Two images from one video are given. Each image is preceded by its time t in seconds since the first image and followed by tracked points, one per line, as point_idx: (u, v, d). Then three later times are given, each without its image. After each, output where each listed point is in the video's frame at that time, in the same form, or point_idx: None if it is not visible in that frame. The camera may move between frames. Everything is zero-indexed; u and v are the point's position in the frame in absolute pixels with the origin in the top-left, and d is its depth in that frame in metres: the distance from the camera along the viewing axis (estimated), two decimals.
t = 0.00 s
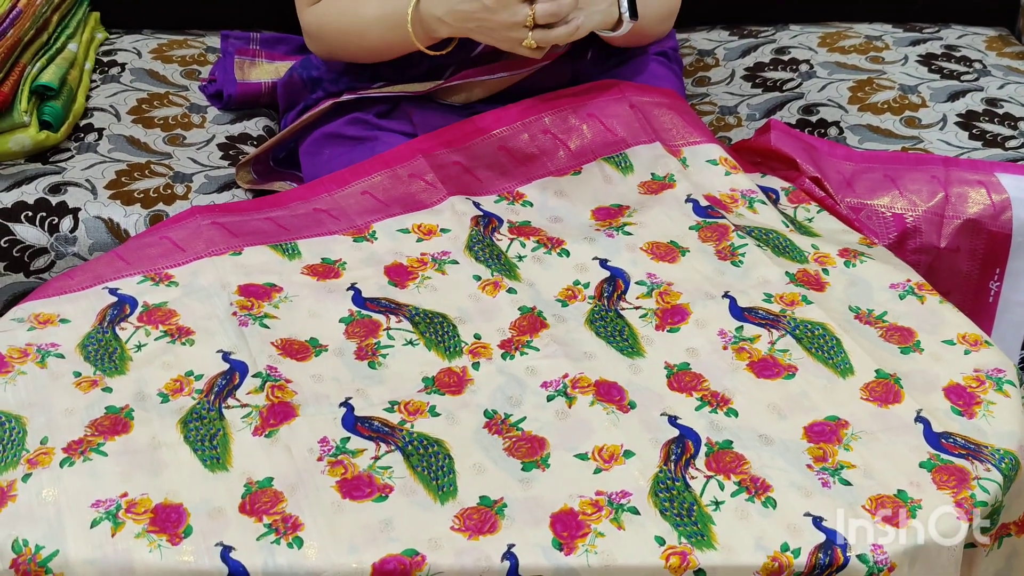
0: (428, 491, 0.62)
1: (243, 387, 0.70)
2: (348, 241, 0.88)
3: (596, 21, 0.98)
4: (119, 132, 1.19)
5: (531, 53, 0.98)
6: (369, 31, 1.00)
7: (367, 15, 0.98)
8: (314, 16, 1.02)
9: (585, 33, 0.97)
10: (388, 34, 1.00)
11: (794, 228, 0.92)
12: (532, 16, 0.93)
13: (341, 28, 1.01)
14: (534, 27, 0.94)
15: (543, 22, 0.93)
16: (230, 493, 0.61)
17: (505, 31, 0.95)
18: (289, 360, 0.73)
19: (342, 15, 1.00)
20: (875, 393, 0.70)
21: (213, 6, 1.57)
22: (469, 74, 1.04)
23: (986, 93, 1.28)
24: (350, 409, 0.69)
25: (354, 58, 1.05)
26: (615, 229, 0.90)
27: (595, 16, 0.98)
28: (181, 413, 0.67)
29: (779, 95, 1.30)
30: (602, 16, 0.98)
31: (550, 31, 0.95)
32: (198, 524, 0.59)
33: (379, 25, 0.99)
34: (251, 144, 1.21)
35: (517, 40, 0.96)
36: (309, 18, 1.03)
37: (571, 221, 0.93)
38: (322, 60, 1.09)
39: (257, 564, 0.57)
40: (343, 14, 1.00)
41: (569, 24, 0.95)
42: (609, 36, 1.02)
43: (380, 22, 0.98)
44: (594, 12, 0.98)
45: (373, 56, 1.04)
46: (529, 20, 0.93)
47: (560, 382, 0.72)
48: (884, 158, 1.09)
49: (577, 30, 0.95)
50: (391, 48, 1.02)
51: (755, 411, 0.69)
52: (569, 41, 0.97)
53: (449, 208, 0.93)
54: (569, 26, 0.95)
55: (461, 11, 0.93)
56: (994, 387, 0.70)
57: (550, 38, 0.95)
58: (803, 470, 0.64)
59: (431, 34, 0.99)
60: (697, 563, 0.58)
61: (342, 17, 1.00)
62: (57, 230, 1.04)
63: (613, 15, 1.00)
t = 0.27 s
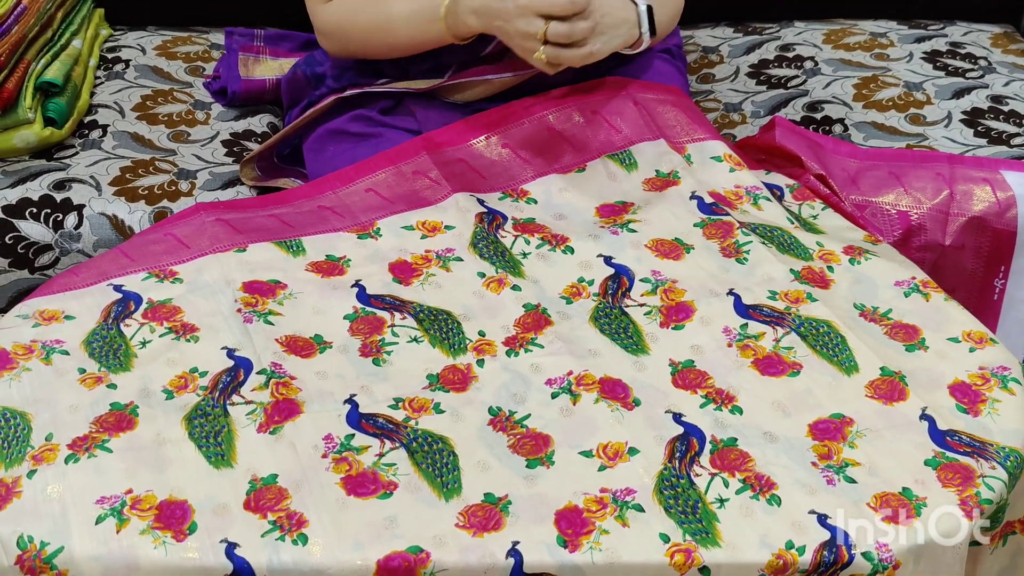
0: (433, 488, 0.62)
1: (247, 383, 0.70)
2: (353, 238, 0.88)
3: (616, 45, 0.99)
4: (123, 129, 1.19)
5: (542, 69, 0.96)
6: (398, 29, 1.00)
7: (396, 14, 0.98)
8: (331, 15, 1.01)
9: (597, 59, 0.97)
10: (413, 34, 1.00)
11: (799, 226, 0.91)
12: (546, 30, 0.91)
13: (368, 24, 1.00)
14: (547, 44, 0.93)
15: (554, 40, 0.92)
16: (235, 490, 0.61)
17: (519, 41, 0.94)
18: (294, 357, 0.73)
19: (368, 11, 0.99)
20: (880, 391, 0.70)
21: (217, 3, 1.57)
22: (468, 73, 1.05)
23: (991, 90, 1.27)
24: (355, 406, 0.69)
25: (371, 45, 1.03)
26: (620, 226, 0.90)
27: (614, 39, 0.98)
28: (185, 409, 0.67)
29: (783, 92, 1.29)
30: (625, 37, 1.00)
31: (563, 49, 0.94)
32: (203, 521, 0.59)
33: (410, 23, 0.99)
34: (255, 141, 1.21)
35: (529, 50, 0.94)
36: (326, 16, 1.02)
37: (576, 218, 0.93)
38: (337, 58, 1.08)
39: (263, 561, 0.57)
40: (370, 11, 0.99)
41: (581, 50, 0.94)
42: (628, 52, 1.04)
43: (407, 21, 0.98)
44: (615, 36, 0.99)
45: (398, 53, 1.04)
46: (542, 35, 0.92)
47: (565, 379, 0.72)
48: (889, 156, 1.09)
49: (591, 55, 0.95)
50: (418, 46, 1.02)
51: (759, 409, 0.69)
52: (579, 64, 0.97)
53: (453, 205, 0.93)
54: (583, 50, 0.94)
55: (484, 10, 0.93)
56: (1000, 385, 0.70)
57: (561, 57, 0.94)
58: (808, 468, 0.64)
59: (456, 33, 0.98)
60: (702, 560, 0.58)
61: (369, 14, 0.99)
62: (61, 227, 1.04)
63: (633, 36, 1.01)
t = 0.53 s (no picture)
0: (437, 487, 0.62)
1: (252, 383, 0.70)
2: (357, 237, 0.88)
3: None
4: (127, 128, 1.20)
5: None
6: None
7: None
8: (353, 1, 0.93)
9: None
10: None
11: (802, 226, 0.91)
12: None
13: None
14: None
15: None
16: (239, 489, 0.61)
17: None
18: (298, 356, 0.73)
19: None
20: (883, 391, 0.70)
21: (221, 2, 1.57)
22: (477, 71, 1.05)
23: (995, 89, 1.27)
24: (358, 405, 0.69)
25: (408, 18, 0.94)
26: (624, 226, 0.90)
27: None
28: (190, 409, 0.67)
29: (787, 92, 1.29)
30: None
31: None
32: (208, 520, 0.59)
33: None
34: (259, 140, 1.21)
35: None
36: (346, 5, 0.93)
37: (580, 217, 0.93)
38: (357, 55, 0.99)
39: (268, 560, 0.57)
40: None
41: None
42: None
43: None
44: None
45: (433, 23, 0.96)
46: None
47: (569, 379, 0.72)
48: (892, 155, 1.09)
49: None
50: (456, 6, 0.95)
51: (763, 409, 0.69)
52: None
53: (457, 204, 0.93)
54: None
55: None
56: (1003, 385, 0.70)
57: None
58: (811, 468, 0.64)
59: None
60: (705, 560, 0.58)
61: None
62: (66, 225, 1.04)
63: None
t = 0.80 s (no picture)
0: (438, 485, 0.62)
1: (254, 380, 0.70)
2: (358, 235, 0.88)
3: (656, 24, 1.00)
4: (129, 126, 1.20)
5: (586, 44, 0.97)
6: (424, 16, 0.96)
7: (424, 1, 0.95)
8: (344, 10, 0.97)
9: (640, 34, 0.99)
10: (442, 23, 0.96)
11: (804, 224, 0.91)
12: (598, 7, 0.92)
13: (387, 14, 0.96)
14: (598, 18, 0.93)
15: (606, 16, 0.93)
16: (241, 486, 0.61)
17: (568, 17, 0.93)
18: (300, 353, 0.73)
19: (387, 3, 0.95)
20: (885, 389, 0.70)
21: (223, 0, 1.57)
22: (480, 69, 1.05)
23: (997, 87, 1.27)
24: (360, 402, 0.69)
25: (393, 39, 0.99)
26: (625, 224, 0.90)
27: (658, 20, 0.99)
28: (192, 406, 0.68)
29: (789, 90, 1.29)
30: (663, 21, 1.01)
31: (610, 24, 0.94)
32: (210, 517, 0.59)
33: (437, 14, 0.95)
34: (261, 138, 1.22)
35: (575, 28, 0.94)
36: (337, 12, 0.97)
37: (581, 216, 0.93)
38: (344, 56, 1.04)
39: (270, 557, 0.57)
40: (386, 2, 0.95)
41: (632, 24, 0.96)
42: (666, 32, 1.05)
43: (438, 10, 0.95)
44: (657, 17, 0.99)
45: (418, 45, 1.00)
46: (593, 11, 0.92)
47: (570, 377, 0.72)
48: (894, 153, 1.09)
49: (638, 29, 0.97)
50: (440, 37, 0.98)
51: (764, 406, 0.69)
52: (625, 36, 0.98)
53: (459, 202, 0.93)
54: (631, 24, 0.96)
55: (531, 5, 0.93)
56: (1005, 382, 0.70)
57: (611, 30, 0.95)
58: (813, 466, 0.64)
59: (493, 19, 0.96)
60: (707, 557, 0.58)
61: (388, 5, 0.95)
62: (68, 223, 1.04)
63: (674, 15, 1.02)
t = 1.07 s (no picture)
0: (442, 485, 0.62)
1: (257, 380, 0.70)
2: (362, 235, 0.88)
3: (582, 75, 0.98)
4: (133, 126, 1.20)
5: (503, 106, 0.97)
6: (370, 46, 1.02)
7: (371, 32, 1.00)
8: (326, 14, 1.04)
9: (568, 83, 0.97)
10: (385, 54, 1.01)
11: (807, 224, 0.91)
12: (502, 91, 0.93)
13: (347, 35, 1.03)
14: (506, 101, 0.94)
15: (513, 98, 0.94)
16: (245, 486, 0.61)
17: (478, 83, 0.94)
18: (303, 353, 0.73)
19: (348, 26, 1.02)
20: (888, 389, 0.70)
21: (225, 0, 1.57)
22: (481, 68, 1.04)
23: (1000, 87, 1.27)
24: (364, 402, 0.69)
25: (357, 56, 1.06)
26: (628, 224, 0.90)
27: (580, 70, 0.97)
28: (196, 406, 0.68)
29: (792, 90, 1.29)
30: (592, 66, 0.98)
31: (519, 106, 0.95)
32: (213, 517, 0.59)
33: (381, 46, 1.01)
34: (264, 138, 1.22)
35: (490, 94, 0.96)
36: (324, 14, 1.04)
37: (584, 216, 0.93)
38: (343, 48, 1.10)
39: (273, 557, 0.57)
40: (349, 24, 1.02)
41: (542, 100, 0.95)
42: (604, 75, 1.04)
43: (381, 42, 1.00)
44: (584, 64, 0.98)
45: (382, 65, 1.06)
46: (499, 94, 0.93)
47: (573, 377, 0.72)
48: (897, 153, 1.09)
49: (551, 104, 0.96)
50: (390, 65, 1.04)
51: (768, 407, 0.69)
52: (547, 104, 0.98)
53: (461, 202, 0.93)
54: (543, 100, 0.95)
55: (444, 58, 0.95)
56: (1008, 382, 0.70)
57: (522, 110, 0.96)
58: (816, 466, 0.64)
59: (419, 65, 1.01)
60: (710, 557, 0.58)
61: (348, 27, 1.02)
62: (71, 223, 1.04)
63: (603, 61, 1.00)
